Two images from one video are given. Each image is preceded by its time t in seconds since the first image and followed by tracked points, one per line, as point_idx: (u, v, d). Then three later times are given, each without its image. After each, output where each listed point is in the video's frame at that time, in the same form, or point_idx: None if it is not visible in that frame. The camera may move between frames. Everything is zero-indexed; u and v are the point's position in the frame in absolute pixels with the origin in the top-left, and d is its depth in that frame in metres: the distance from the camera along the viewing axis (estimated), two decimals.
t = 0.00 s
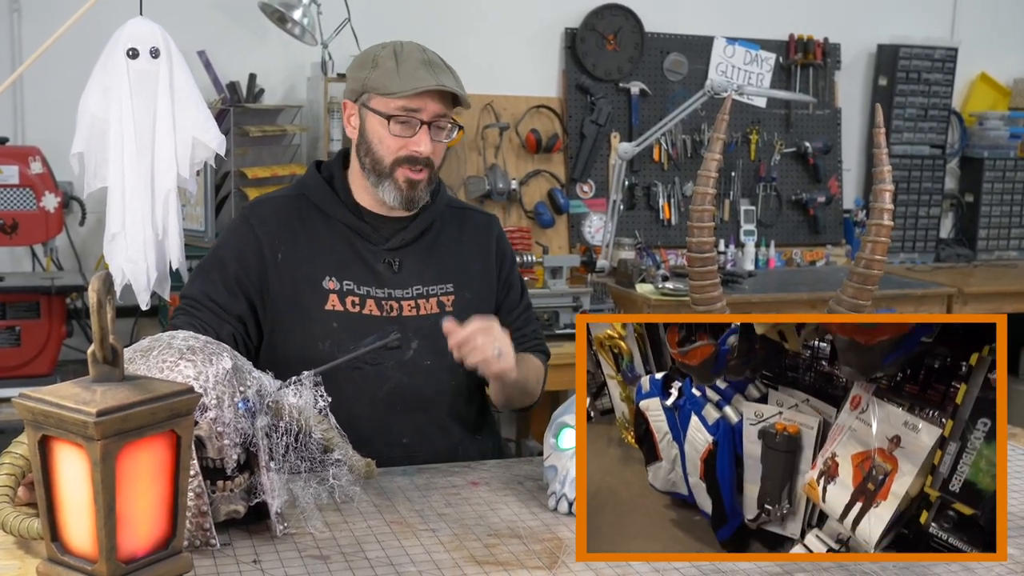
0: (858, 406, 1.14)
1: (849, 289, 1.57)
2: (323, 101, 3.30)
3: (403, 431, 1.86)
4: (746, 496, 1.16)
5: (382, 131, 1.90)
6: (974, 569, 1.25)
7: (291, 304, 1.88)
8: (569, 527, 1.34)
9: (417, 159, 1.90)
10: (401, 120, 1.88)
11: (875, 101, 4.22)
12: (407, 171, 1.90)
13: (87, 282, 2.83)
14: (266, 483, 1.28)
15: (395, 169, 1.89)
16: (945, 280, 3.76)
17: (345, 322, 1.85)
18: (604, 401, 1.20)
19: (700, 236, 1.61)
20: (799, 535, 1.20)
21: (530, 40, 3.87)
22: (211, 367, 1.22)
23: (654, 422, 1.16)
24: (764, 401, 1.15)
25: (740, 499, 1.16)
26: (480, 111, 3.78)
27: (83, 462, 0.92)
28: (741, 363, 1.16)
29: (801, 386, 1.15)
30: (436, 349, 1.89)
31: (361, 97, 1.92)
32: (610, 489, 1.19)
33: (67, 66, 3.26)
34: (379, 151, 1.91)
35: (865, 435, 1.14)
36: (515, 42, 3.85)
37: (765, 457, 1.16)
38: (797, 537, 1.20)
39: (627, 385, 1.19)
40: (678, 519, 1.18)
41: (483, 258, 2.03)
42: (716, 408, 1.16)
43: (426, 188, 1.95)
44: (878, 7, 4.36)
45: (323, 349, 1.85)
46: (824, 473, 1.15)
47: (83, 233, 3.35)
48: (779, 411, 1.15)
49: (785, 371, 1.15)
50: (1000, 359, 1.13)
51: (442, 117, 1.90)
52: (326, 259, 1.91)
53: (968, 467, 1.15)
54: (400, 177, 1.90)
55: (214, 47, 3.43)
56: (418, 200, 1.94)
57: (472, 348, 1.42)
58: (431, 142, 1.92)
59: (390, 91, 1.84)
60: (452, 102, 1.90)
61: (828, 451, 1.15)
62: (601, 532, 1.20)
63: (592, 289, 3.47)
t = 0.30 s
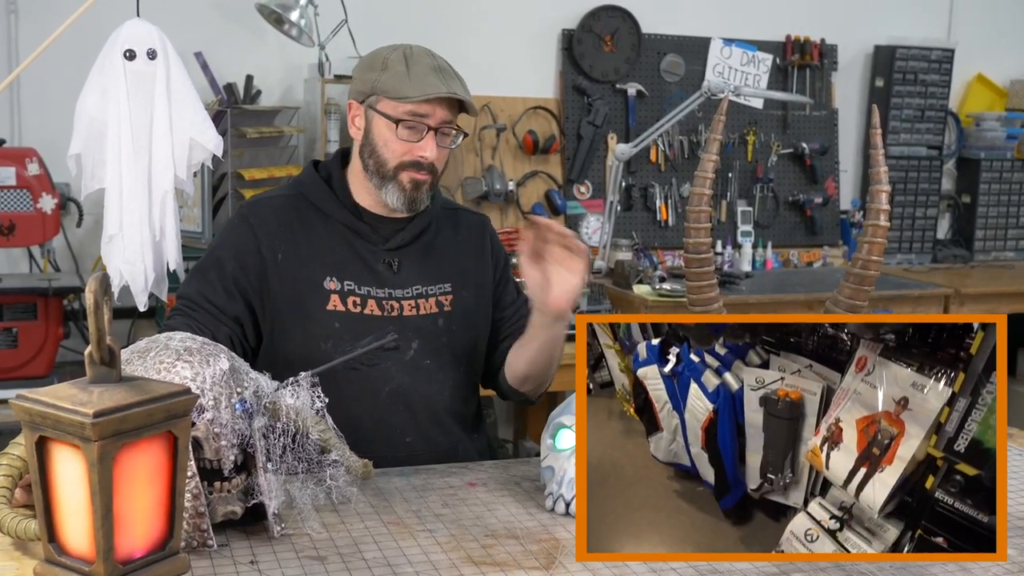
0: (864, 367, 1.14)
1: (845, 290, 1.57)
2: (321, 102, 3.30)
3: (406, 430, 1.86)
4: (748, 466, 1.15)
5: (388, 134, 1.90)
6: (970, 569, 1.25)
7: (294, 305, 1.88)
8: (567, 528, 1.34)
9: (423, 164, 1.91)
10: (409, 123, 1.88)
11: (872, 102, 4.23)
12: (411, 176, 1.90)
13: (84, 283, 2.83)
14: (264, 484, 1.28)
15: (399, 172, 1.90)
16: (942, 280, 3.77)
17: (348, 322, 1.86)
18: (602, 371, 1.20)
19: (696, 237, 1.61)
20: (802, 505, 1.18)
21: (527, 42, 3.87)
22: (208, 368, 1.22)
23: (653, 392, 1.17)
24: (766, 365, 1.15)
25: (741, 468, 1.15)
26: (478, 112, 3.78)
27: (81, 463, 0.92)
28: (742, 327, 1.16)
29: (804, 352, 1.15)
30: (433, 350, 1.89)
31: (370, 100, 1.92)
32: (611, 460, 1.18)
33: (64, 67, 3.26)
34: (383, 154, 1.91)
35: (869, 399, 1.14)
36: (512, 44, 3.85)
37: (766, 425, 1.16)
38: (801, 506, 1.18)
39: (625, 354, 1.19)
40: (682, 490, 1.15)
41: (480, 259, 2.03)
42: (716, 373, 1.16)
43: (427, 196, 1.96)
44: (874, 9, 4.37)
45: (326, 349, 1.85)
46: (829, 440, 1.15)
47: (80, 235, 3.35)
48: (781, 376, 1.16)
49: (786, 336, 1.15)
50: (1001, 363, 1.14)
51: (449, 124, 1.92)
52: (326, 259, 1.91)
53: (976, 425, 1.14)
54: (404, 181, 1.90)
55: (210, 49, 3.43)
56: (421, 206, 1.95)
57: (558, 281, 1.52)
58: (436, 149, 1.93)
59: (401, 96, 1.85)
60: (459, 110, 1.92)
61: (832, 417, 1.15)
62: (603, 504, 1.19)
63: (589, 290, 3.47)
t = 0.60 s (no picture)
0: (866, 334, 1.13)
1: (844, 292, 1.57)
2: (319, 104, 3.30)
3: (409, 432, 1.86)
4: (747, 441, 1.16)
5: (397, 132, 1.90)
6: (968, 570, 1.25)
7: (296, 306, 1.87)
8: (566, 530, 1.34)
9: (428, 164, 1.91)
10: (418, 122, 1.89)
11: (871, 104, 4.23)
12: (417, 175, 1.91)
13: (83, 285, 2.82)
14: (262, 485, 1.27)
15: (405, 171, 1.90)
16: (941, 282, 3.77)
17: (352, 325, 1.86)
18: (596, 345, 1.21)
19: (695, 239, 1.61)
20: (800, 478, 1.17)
21: (526, 44, 3.87)
22: (207, 370, 1.22)
23: (646, 363, 1.17)
24: (763, 333, 1.15)
25: (740, 444, 1.16)
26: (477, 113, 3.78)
27: (79, 465, 0.92)
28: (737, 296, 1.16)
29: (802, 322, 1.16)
30: (434, 352, 1.90)
31: (381, 95, 1.92)
32: (608, 436, 1.17)
33: (63, 68, 3.26)
34: (392, 153, 1.91)
35: (871, 368, 1.14)
36: (510, 46, 3.85)
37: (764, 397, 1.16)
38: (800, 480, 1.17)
39: (620, 327, 1.19)
40: (680, 466, 1.14)
41: (479, 265, 2.05)
42: (710, 342, 1.17)
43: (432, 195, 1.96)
44: (873, 10, 4.37)
45: (329, 351, 1.85)
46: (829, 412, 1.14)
47: (79, 236, 3.35)
48: (780, 346, 1.16)
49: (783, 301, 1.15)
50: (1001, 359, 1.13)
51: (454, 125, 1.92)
52: (328, 261, 1.91)
53: (985, 392, 1.13)
54: (410, 181, 1.90)
55: (209, 50, 3.43)
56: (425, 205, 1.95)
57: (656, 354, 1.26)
58: (444, 148, 1.93)
59: (413, 93, 1.85)
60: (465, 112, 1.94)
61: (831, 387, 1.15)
62: (600, 478, 1.16)
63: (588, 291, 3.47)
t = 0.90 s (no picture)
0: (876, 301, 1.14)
1: (843, 292, 1.57)
2: (319, 104, 3.29)
3: (400, 437, 1.86)
4: (748, 415, 1.15)
5: (377, 128, 1.90)
6: (968, 570, 1.25)
7: (289, 308, 1.88)
8: (565, 530, 1.34)
9: (409, 159, 1.90)
10: (397, 116, 1.89)
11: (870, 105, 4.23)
12: (398, 173, 1.90)
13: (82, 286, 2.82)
14: (261, 486, 1.27)
15: (386, 169, 1.90)
16: (940, 282, 3.77)
17: (343, 328, 1.86)
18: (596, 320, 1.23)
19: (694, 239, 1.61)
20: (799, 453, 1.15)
21: (525, 44, 3.87)
22: (206, 370, 1.22)
23: (645, 333, 1.18)
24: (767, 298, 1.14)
25: (741, 416, 1.15)
26: (476, 113, 3.78)
27: (79, 465, 0.92)
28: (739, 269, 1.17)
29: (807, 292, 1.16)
30: (429, 356, 1.90)
31: (359, 95, 1.93)
32: (608, 408, 1.17)
33: (62, 68, 3.26)
34: (373, 150, 1.91)
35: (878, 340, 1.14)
36: (510, 46, 3.85)
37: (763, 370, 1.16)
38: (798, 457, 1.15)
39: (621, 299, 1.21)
40: (680, 440, 1.14)
41: (478, 269, 2.04)
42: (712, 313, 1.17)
43: (420, 193, 1.94)
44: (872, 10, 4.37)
45: (322, 353, 1.85)
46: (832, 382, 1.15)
47: (78, 237, 3.35)
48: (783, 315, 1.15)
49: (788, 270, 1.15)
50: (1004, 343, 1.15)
51: (435, 117, 1.91)
52: (322, 263, 1.91)
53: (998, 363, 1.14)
54: (392, 181, 1.90)
55: (208, 50, 3.43)
56: (412, 205, 1.93)
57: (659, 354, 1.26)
58: (426, 142, 1.92)
59: (386, 87, 1.85)
60: (446, 103, 1.92)
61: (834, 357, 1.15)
62: (600, 450, 1.15)
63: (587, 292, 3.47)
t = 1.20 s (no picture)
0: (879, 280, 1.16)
1: (844, 292, 1.57)
2: (320, 104, 3.29)
3: (396, 442, 1.86)
4: (749, 395, 1.12)
5: (365, 129, 1.91)
6: (969, 570, 1.26)
7: (287, 311, 1.89)
8: (566, 530, 1.34)
9: (399, 157, 1.89)
10: (383, 116, 1.89)
11: (872, 104, 4.23)
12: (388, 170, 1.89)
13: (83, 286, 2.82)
14: (263, 486, 1.28)
15: (375, 168, 1.89)
16: (941, 282, 3.78)
17: (340, 331, 1.86)
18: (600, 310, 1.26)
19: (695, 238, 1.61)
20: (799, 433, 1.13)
21: (525, 44, 3.87)
22: (208, 370, 1.22)
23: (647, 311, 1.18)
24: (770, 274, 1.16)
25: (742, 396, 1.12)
26: (477, 113, 3.78)
27: (81, 465, 0.93)
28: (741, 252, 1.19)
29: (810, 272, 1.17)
30: (431, 360, 1.89)
31: (347, 98, 1.95)
32: (608, 387, 1.16)
33: (64, 68, 3.26)
34: (363, 151, 1.92)
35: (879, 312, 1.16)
36: (511, 45, 3.85)
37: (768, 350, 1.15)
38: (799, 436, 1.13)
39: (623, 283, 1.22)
40: (680, 418, 1.12)
41: (482, 269, 2.03)
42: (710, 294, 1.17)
43: (415, 189, 1.92)
44: (873, 9, 4.37)
45: (315, 358, 1.86)
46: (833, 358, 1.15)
47: (79, 236, 3.35)
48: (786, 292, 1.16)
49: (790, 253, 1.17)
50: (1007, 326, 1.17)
51: (424, 114, 1.90)
52: (320, 265, 1.91)
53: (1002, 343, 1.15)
54: (382, 178, 1.89)
55: (209, 50, 3.43)
56: (408, 201, 1.92)
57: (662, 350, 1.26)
58: (414, 140, 1.91)
59: (368, 88, 1.85)
60: (435, 100, 1.90)
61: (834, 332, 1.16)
62: (601, 428, 1.14)
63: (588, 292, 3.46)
